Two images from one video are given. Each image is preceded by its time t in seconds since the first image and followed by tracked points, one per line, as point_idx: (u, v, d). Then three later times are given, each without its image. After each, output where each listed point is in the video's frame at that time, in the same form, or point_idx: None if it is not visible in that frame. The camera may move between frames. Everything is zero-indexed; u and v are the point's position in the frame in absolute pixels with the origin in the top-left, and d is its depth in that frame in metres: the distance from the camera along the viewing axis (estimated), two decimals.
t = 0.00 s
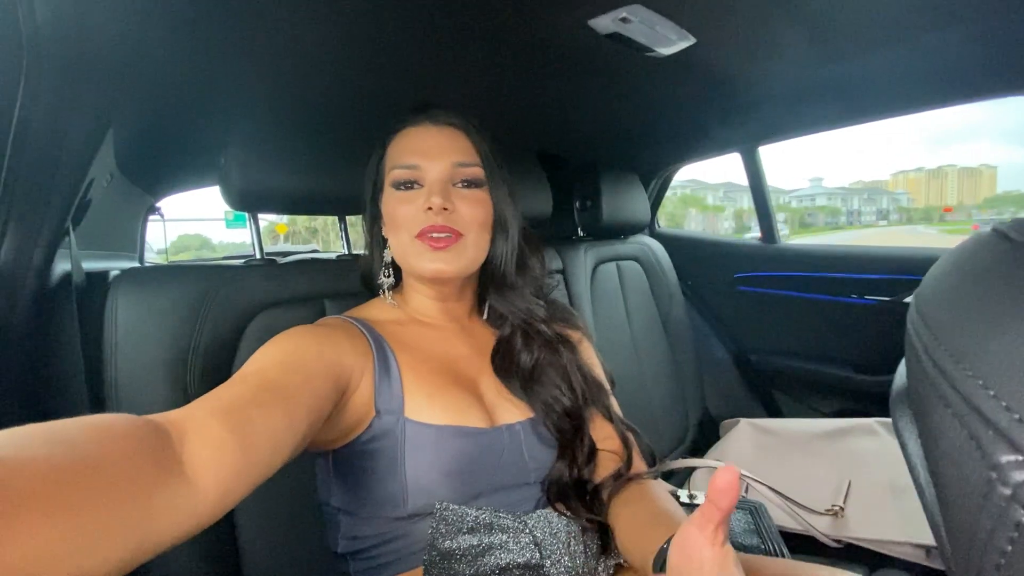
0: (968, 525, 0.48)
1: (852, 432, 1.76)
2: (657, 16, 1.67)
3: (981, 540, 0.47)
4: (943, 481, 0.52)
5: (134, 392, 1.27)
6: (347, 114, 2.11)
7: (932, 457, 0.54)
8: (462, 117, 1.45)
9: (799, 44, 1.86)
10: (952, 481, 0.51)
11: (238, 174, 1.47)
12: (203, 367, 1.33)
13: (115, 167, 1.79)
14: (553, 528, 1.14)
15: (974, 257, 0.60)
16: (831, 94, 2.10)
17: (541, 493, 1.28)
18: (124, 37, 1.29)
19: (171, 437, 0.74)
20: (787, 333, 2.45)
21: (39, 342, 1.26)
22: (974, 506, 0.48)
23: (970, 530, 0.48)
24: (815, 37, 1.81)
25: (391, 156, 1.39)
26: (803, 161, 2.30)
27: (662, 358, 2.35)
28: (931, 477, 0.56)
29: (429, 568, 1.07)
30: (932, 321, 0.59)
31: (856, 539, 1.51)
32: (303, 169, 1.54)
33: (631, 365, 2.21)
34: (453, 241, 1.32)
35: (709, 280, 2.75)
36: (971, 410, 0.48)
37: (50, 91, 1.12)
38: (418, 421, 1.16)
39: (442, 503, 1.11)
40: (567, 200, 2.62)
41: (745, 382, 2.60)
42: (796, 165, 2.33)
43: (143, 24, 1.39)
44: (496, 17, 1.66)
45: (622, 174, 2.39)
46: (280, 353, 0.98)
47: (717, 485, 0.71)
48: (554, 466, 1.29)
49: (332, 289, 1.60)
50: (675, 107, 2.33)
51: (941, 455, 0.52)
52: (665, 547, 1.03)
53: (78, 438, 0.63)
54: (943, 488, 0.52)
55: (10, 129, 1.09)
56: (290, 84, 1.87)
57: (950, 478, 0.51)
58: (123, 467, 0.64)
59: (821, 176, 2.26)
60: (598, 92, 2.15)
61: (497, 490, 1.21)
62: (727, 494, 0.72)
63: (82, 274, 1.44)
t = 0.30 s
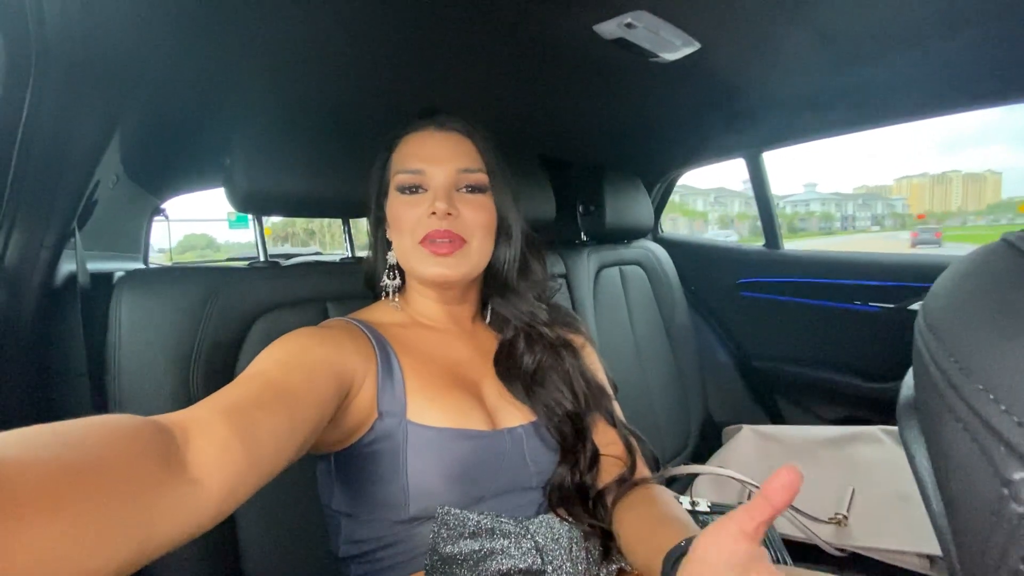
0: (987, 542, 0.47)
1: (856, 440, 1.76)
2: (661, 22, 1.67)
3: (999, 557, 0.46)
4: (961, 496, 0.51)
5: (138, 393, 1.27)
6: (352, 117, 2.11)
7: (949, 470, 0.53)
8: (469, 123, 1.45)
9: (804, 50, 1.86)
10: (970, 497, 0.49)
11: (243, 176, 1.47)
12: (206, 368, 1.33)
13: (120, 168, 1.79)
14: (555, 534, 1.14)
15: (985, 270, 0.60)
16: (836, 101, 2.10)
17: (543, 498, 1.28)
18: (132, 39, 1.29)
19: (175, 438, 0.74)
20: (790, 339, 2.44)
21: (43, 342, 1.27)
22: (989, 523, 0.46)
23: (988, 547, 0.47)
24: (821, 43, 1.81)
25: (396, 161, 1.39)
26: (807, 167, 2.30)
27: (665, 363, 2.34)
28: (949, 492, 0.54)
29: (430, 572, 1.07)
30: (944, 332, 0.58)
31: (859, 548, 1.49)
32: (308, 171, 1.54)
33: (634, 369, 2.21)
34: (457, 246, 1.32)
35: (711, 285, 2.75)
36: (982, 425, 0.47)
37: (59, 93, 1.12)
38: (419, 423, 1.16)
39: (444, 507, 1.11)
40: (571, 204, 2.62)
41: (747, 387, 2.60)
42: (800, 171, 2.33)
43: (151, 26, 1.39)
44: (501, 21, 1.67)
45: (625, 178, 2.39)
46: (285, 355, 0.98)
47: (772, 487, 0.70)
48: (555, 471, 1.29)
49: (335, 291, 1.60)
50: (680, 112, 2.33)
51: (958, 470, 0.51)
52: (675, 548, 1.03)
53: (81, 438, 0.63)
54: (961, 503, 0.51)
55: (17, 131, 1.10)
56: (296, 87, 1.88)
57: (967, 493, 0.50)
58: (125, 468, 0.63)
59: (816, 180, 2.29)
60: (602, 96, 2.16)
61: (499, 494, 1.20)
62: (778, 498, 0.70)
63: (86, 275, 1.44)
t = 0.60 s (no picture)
0: (970, 519, 0.48)
1: (854, 433, 1.76)
2: (654, 20, 1.68)
3: (982, 531, 0.46)
4: (946, 475, 0.51)
5: (138, 398, 1.27)
6: (348, 120, 2.11)
7: (935, 450, 0.54)
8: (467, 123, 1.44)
9: (798, 46, 1.86)
10: (954, 474, 0.50)
11: (240, 179, 1.48)
12: (205, 372, 1.33)
13: (117, 174, 1.79)
14: (556, 531, 1.14)
15: (971, 254, 0.61)
16: (830, 96, 2.11)
17: (544, 496, 1.29)
18: (127, 43, 1.30)
19: (175, 439, 0.74)
20: (788, 335, 2.45)
21: (42, 347, 1.27)
22: (973, 498, 0.47)
23: (972, 523, 0.47)
24: (814, 39, 1.82)
25: (394, 163, 1.39)
26: (802, 164, 2.31)
27: (664, 361, 2.35)
28: (935, 473, 0.55)
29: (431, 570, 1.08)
30: (932, 317, 0.59)
31: (860, 541, 1.49)
32: (304, 175, 1.55)
33: (633, 367, 2.21)
34: (456, 249, 1.33)
35: (709, 282, 2.75)
36: (968, 403, 0.48)
37: (55, 98, 1.12)
38: (421, 425, 1.16)
39: (445, 506, 1.11)
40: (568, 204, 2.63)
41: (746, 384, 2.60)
42: (795, 168, 2.34)
43: (145, 30, 1.39)
44: (494, 22, 1.67)
45: (622, 177, 2.40)
46: (285, 357, 0.99)
47: (772, 487, 0.70)
48: (555, 471, 1.30)
49: (334, 293, 1.61)
50: (674, 110, 2.34)
51: (942, 450, 0.52)
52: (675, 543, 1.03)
53: (75, 440, 0.63)
54: (947, 482, 0.51)
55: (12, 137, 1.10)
56: (290, 90, 1.88)
57: (952, 471, 0.50)
58: (120, 470, 0.64)
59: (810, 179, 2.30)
60: (597, 95, 2.16)
61: (499, 494, 1.21)
62: (778, 500, 0.70)
63: (84, 280, 1.44)
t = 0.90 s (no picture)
0: (962, 508, 0.49)
1: (853, 434, 1.76)
2: (652, 21, 1.68)
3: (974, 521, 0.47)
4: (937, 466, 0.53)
5: (137, 400, 1.27)
6: (346, 121, 2.11)
7: (926, 441, 0.55)
8: (469, 127, 1.44)
9: (796, 46, 1.86)
10: (944, 465, 0.51)
11: (239, 181, 1.48)
12: (204, 374, 1.33)
13: (116, 176, 1.79)
14: (556, 532, 1.14)
15: (965, 249, 0.61)
16: (827, 96, 2.10)
17: (545, 498, 1.29)
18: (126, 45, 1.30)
19: (176, 440, 0.74)
20: (787, 335, 2.45)
21: (41, 350, 1.27)
22: (964, 487, 0.48)
23: (963, 513, 0.48)
24: (812, 39, 1.82)
25: (394, 168, 1.39)
26: (800, 162, 2.30)
27: (663, 362, 2.35)
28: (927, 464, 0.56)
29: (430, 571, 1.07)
30: (925, 311, 0.60)
31: (861, 541, 1.50)
32: (303, 176, 1.55)
33: (632, 368, 2.22)
34: (456, 257, 1.33)
35: (708, 282, 2.75)
36: (959, 394, 0.49)
37: (54, 100, 1.12)
38: (422, 428, 1.16)
39: (445, 507, 1.11)
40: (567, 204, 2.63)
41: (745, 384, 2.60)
42: (793, 167, 2.34)
43: (143, 32, 1.39)
44: (493, 23, 1.67)
45: (620, 178, 2.40)
46: (285, 358, 0.99)
47: (762, 481, 0.70)
48: (555, 473, 1.29)
49: (333, 294, 1.61)
50: (672, 111, 2.34)
51: (933, 441, 0.53)
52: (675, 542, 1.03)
53: (86, 439, 0.64)
54: (937, 472, 0.53)
55: (10, 139, 1.09)
56: (289, 92, 1.88)
57: (942, 461, 0.51)
58: (133, 467, 0.65)
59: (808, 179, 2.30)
60: (596, 96, 2.16)
61: (500, 496, 1.21)
62: (767, 492, 0.70)
63: (83, 282, 1.44)
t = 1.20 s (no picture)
0: (965, 515, 0.48)
1: (851, 436, 1.78)
2: (652, 23, 1.68)
3: (976, 527, 0.47)
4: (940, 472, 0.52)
5: (135, 400, 1.27)
6: (346, 121, 2.12)
7: (929, 446, 0.54)
8: (473, 129, 1.44)
9: (796, 49, 1.87)
10: (948, 472, 0.50)
11: (238, 181, 1.47)
12: (202, 374, 1.33)
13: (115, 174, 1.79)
14: (555, 533, 1.14)
15: (967, 254, 0.61)
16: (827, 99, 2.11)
17: (544, 499, 1.29)
18: (126, 45, 1.29)
19: (176, 440, 0.74)
20: (785, 337, 2.45)
21: (39, 349, 1.26)
22: (967, 495, 0.47)
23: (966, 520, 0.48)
24: (812, 41, 1.82)
25: (397, 169, 1.39)
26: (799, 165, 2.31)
27: (662, 363, 2.35)
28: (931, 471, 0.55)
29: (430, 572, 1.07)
30: (927, 316, 0.60)
31: (858, 543, 1.49)
32: (303, 176, 1.54)
33: (631, 369, 2.22)
34: (458, 259, 1.33)
35: (706, 284, 2.76)
36: (962, 400, 0.48)
37: (53, 99, 1.12)
38: (422, 428, 1.16)
39: (444, 507, 1.11)
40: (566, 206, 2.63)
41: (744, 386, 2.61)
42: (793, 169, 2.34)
43: (143, 31, 1.39)
44: (493, 24, 1.67)
45: (619, 179, 2.40)
46: (286, 358, 0.99)
47: (759, 481, 0.70)
48: (555, 474, 1.30)
49: (333, 294, 1.61)
50: (672, 112, 2.34)
51: (936, 448, 0.52)
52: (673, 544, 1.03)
53: (80, 440, 0.64)
54: (941, 479, 0.52)
55: (9, 138, 1.09)
56: (289, 91, 1.88)
57: (946, 468, 0.51)
58: (130, 470, 0.64)
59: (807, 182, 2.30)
60: (595, 97, 2.16)
61: (499, 497, 1.21)
62: (763, 493, 0.71)
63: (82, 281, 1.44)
